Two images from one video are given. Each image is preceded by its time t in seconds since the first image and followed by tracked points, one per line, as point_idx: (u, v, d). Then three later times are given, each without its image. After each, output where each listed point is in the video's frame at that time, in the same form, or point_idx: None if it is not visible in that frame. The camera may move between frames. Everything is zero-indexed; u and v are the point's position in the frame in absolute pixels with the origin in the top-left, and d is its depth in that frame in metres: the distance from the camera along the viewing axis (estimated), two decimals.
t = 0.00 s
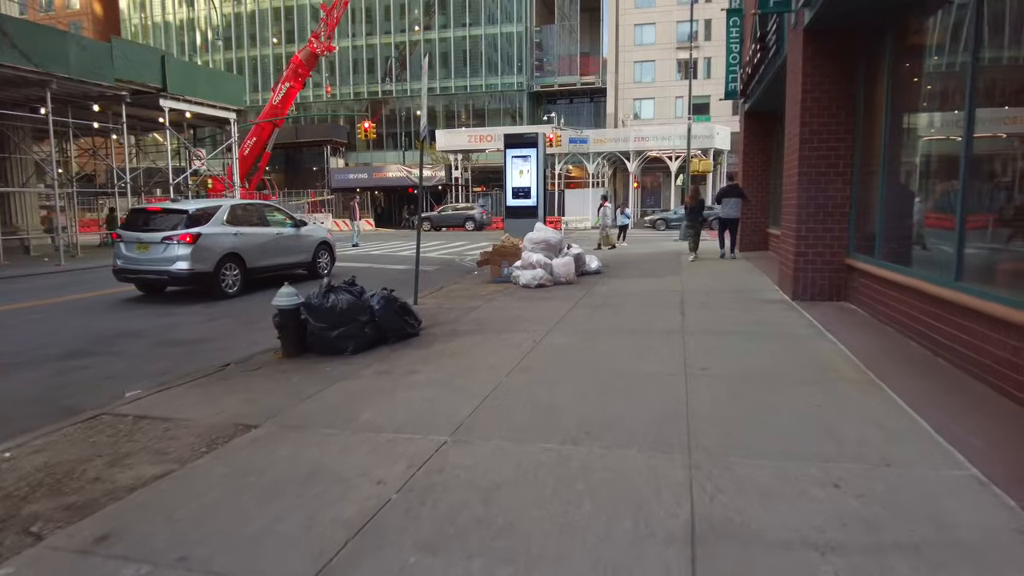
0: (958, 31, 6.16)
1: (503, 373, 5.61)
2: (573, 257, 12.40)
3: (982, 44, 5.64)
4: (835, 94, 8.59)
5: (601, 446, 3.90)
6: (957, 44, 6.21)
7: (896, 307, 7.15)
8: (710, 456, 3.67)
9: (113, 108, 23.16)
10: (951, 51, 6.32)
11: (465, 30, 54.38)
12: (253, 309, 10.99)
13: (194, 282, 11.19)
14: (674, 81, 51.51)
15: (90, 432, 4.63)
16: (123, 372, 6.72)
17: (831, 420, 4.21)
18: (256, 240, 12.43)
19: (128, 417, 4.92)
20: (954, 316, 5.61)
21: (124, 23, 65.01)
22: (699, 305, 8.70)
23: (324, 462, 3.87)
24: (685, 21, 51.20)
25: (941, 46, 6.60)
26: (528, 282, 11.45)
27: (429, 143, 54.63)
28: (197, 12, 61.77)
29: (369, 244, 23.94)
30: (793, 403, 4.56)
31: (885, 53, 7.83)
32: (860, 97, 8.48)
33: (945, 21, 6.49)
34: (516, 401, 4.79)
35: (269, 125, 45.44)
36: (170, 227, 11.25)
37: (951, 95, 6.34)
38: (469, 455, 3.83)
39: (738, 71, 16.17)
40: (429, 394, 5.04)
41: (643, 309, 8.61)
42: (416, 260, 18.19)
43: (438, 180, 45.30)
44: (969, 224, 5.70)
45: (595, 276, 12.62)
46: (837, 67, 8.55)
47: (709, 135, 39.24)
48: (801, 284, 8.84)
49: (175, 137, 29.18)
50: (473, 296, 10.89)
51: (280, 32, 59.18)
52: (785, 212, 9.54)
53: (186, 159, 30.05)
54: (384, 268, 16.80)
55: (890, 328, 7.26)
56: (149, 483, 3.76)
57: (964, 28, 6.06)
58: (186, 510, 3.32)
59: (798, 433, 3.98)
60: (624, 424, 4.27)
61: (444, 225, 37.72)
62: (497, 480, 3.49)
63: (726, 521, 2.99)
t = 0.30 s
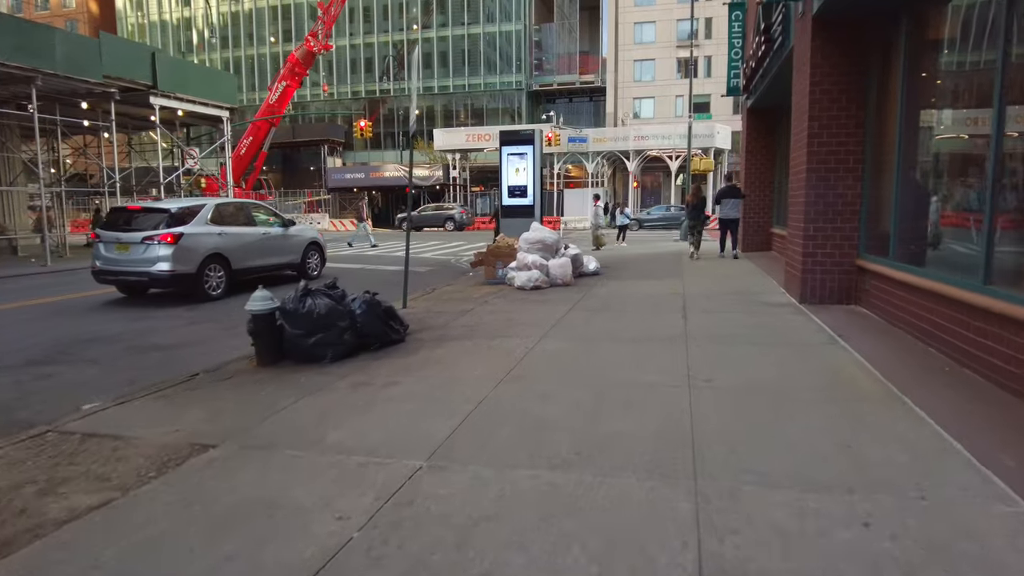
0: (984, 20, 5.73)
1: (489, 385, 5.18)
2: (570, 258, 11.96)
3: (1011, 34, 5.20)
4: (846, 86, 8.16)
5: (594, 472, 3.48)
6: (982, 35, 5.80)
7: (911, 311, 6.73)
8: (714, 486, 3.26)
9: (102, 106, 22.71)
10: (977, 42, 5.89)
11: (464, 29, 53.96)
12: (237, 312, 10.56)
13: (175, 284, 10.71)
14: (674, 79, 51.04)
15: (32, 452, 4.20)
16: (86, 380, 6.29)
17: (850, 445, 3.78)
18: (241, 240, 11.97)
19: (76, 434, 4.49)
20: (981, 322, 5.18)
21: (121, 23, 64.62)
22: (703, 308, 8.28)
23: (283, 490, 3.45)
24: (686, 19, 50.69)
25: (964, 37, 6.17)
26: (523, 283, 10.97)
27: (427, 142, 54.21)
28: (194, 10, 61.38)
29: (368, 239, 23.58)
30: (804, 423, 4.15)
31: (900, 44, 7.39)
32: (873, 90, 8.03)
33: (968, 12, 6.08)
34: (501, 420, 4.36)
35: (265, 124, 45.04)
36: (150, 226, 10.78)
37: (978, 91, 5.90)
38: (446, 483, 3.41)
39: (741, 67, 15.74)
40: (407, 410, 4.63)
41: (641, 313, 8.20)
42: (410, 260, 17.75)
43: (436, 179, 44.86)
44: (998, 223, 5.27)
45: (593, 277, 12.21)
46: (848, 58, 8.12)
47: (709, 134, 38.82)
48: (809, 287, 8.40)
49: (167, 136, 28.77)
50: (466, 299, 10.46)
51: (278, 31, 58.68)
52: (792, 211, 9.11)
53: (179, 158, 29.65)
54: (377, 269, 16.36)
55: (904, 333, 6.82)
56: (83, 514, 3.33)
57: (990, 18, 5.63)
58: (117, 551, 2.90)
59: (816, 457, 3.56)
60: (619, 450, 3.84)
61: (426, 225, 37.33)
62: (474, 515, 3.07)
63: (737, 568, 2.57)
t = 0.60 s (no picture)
0: (1003, 17, 5.43)
1: (473, 406, 4.76)
2: (566, 262, 11.52)
3: None
4: (854, 82, 7.74)
5: (583, 518, 3.07)
6: (1000, 33, 5.50)
7: (925, 319, 6.32)
8: (722, 540, 2.83)
9: (90, 105, 22.26)
10: (994, 39, 5.58)
11: (461, 28, 53.58)
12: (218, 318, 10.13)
13: (153, 289, 10.25)
14: (673, 79, 50.67)
15: None
16: (42, 397, 5.85)
17: (873, 484, 3.36)
18: (223, 244, 11.52)
19: (12, 464, 4.05)
20: (1008, 336, 4.75)
21: (116, 23, 64.19)
22: (703, 316, 7.86)
23: (228, 539, 3.03)
24: (685, 18, 50.31)
25: (981, 32, 5.83)
26: (516, 288, 10.55)
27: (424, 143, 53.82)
28: (190, 10, 60.94)
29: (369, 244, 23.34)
30: (820, 454, 3.73)
31: (912, 37, 6.98)
32: (884, 86, 7.61)
33: (983, 8, 5.80)
34: (482, 451, 3.94)
35: (261, 125, 44.65)
36: (127, 230, 10.31)
37: (993, 89, 5.60)
38: (415, 531, 2.99)
39: (741, 64, 15.34)
40: (380, 437, 4.20)
41: (638, 321, 7.78)
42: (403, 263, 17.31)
43: (433, 180, 44.50)
44: None
45: (589, 282, 11.79)
46: (856, 52, 7.70)
47: (709, 134, 38.41)
48: (815, 293, 7.97)
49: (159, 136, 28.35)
50: (457, 304, 10.04)
51: (274, 31, 58.27)
52: (797, 214, 8.68)
53: (171, 159, 29.22)
54: (368, 273, 15.94)
55: (918, 343, 6.40)
56: None
57: (1011, 13, 5.32)
58: None
59: (834, 499, 3.15)
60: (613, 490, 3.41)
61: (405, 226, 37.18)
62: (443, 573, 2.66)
63: None
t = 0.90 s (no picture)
0: (1013, 17, 5.28)
1: (452, 426, 4.30)
2: (560, 264, 11.07)
3: None
4: (863, 74, 7.29)
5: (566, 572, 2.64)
6: (1009, 34, 5.36)
7: (941, 326, 5.90)
8: None
9: (74, 103, 21.75)
10: (1003, 39, 5.42)
11: (457, 27, 53.16)
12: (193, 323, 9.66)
13: (126, 293, 9.78)
14: (670, 78, 50.29)
15: None
16: None
17: (904, 529, 2.92)
18: (203, 245, 11.04)
19: None
20: None
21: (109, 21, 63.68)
22: (703, 322, 7.42)
23: None
24: (682, 17, 49.93)
25: (991, 31, 5.62)
26: (508, 292, 10.07)
27: (419, 142, 53.36)
28: (184, 9, 60.42)
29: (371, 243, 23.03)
30: (842, 488, 3.28)
31: (926, 26, 6.54)
32: (895, 78, 7.17)
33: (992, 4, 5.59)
34: (459, 483, 3.49)
35: (254, 124, 44.18)
36: (99, 231, 9.83)
37: (1002, 91, 5.45)
38: None
39: (741, 60, 14.92)
40: (344, 467, 3.77)
41: (635, 327, 7.34)
42: (394, 264, 16.85)
43: (427, 180, 44.06)
44: None
45: (583, 284, 11.34)
46: (865, 42, 7.26)
47: (707, 133, 37.99)
48: (822, 298, 7.52)
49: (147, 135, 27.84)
50: (445, 309, 9.58)
51: (268, 30, 57.74)
52: (802, 214, 8.24)
53: (159, 158, 28.70)
54: (356, 275, 15.46)
55: (934, 351, 5.98)
56: None
57: None
58: None
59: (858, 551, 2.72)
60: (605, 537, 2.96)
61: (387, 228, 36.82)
62: None
63: None
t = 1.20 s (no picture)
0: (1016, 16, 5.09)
1: (420, 452, 3.84)
2: (548, 263, 10.61)
3: None
4: (868, 62, 6.85)
5: None
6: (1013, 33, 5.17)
7: (951, 330, 5.46)
8: None
9: (51, 97, 21.09)
10: (1007, 37, 5.23)
11: (448, 22, 52.58)
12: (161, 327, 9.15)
13: (90, 295, 9.26)
14: (664, 74, 49.85)
15: None
16: None
17: None
18: (174, 243, 10.55)
19: None
20: None
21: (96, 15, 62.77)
22: (698, 326, 6.97)
23: None
24: (676, 12, 49.48)
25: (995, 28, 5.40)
26: (494, 293, 9.61)
27: (410, 139, 52.77)
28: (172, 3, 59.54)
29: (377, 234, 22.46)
30: (862, 533, 2.83)
31: (936, 9, 6.11)
32: (902, 66, 6.74)
33: None
34: (419, 524, 3.03)
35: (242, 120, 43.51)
36: (60, 228, 9.30)
37: (1007, 87, 5.21)
38: None
39: (736, 52, 14.49)
40: (290, 500, 3.32)
41: (626, 331, 6.88)
42: (380, 262, 16.35)
43: (418, 176, 43.51)
44: None
45: (573, 284, 10.88)
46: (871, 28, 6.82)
47: (701, 129, 37.55)
48: (823, 300, 7.08)
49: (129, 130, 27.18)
50: (426, 311, 9.10)
51: (258, 26, 56.97)
52: (802, 210, 7.80)
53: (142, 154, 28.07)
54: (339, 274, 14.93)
55: (943, 356, 5.53)
56: None
57: None
58: None
59: None
60: None
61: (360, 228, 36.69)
62: None
63: None
